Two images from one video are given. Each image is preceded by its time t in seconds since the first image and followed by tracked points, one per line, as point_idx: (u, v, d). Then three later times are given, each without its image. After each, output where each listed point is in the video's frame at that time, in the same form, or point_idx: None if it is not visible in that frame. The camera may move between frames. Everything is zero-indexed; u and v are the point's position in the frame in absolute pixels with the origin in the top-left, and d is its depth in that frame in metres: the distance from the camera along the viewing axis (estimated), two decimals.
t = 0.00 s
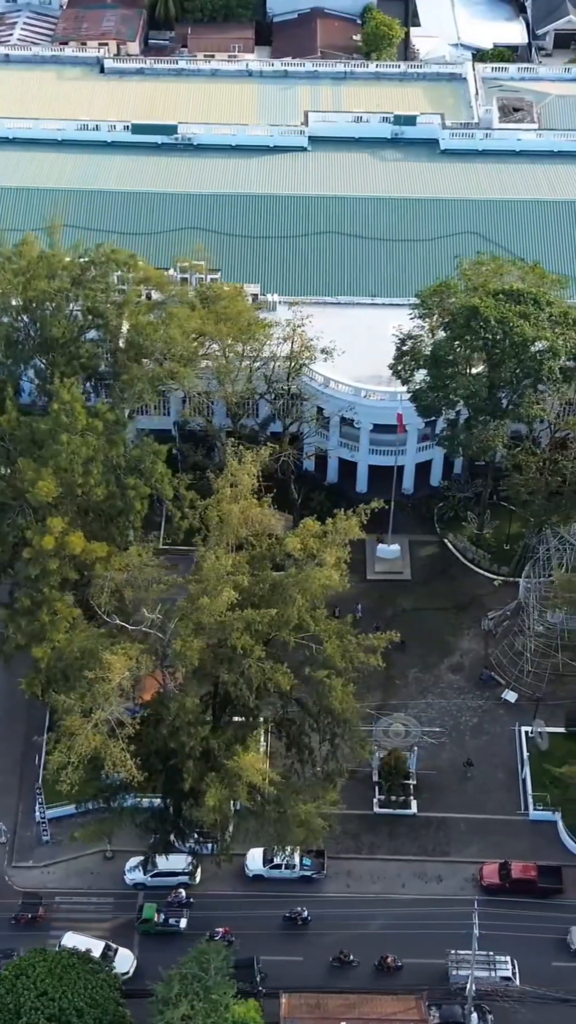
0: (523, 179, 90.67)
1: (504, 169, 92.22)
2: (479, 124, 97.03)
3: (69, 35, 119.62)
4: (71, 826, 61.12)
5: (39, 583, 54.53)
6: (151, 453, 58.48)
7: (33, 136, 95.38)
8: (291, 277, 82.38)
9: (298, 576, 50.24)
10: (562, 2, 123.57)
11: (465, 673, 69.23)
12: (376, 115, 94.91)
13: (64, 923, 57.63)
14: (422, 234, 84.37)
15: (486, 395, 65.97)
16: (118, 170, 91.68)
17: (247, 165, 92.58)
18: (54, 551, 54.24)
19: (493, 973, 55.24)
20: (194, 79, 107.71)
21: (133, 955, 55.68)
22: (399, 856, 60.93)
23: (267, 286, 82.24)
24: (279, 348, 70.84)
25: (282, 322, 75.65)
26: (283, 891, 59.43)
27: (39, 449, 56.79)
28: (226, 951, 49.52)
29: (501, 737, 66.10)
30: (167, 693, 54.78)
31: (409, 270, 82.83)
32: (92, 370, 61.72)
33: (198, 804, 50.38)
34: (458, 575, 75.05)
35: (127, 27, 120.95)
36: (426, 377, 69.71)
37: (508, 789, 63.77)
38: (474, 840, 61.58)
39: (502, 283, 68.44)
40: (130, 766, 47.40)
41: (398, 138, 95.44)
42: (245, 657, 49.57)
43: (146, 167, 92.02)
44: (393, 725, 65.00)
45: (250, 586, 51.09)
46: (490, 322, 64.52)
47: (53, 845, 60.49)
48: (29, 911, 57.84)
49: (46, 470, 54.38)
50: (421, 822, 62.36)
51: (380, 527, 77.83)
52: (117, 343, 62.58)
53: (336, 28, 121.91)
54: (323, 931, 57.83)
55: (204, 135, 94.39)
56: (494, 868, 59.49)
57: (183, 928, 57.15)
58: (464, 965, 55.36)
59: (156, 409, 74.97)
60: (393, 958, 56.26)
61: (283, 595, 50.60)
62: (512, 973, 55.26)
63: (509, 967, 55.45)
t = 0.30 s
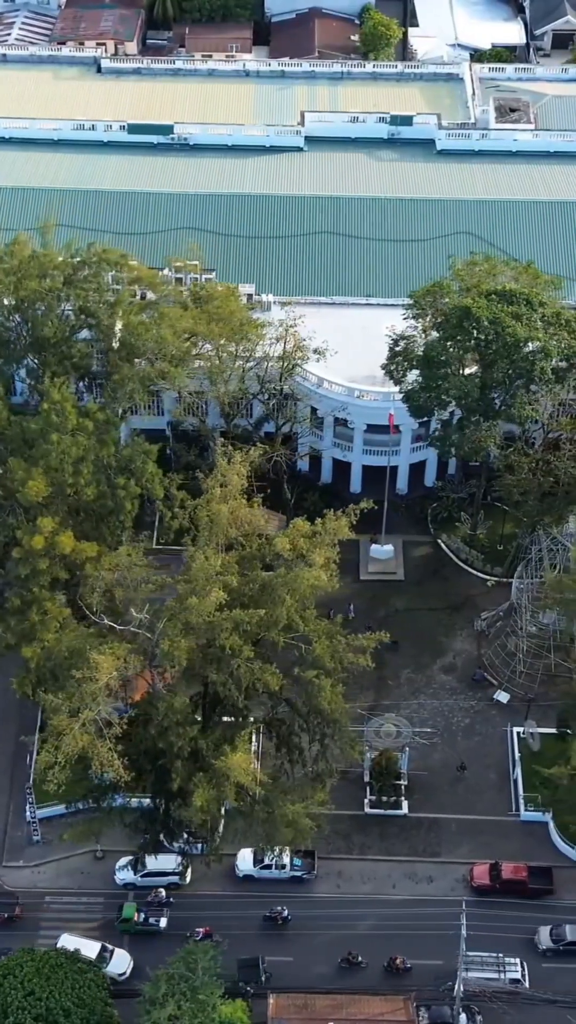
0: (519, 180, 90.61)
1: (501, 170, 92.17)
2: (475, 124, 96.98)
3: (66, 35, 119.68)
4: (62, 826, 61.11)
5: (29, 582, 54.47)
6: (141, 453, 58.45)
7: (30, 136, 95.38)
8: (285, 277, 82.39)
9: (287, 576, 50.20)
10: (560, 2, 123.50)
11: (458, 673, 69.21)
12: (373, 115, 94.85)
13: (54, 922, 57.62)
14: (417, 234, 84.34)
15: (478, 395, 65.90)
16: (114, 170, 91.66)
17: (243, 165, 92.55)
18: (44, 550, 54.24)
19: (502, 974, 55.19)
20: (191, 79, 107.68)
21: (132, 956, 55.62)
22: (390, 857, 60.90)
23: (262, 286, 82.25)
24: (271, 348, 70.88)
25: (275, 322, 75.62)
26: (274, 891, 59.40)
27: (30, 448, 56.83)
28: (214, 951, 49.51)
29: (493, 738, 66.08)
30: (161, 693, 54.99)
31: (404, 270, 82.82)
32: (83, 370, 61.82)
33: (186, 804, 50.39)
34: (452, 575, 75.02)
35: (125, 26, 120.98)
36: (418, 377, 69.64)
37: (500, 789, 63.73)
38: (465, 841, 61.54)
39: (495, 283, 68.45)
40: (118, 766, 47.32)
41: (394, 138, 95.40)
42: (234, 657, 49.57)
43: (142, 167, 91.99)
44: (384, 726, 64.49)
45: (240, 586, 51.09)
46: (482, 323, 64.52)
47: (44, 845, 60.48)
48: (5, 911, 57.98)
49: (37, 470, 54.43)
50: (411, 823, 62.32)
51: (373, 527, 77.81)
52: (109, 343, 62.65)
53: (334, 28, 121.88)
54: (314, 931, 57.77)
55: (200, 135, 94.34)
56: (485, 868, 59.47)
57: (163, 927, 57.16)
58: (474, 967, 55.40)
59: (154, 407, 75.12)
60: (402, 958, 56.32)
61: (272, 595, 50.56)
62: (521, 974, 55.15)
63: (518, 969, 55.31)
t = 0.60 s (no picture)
0: (521, 181, 90.50)
1: (502, 170, 92.06)
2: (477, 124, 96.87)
3: (71, 33, 119.80)
4: (57, 824, 61.16)
5: (22, 580, 54.37)
6: (136, 452, 58.43)
7: (32, 134, 95.49)
8: (285, 276, 82.33)
9: (279, 576, 50.15)
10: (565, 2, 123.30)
11: (454, 674, 69.12)
12: (375, 115, 94.78)
13: (46, 920, 57.66)
14: (418, 234, 84.27)
15: (475, 395, 65.74)
16: (115, 168, 91.72)
17: (244, 165, 92.53)
18: (38, 548, 54.26)
19: (514, 977, 55.45)
20: (194, 78, 107.68)
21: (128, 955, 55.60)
22: (383, 857, 60.85)
23: (262, 285, 82.20)
24: (268, 348, 70.87)
25: (272, 321, 75.58)
26: (267, 891, 59.37)
27: (25, 446, 56.92)
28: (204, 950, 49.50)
29: (488, 739, 66.00)
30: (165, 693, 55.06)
31: (404, 270, 82.75)
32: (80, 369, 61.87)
33: (177, 803, 50.37)
34: (449, 576, 74.95)
35: (128, 25, 121.09)
36: (415, 378, 69.53)
37: (494, 791, 63.62)
38: (459, 842, 61.45)
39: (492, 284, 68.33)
40: (108, 765, 47.29)
41: (396, 138, 95.33)
42: (226, 657, 49.57)
43: (143, 166, 92.03)
44: (378, 726, 64.40)
45: (233, 585, 51.06)
46: (479, 323, 64.47)
47: (38, 843, 60.55)
48: None
49: (31, 468, 54.58)
50: (405, 824, 62.26)
51: (371, 527, 77.78)
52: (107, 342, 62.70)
53: (338, 28, 121.83)
54: (306, 931, 57.77)
55: (202, 135, 94.36)
56: (478, 870, 59.36)
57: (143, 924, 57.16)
58: (486, 969, 55.90)
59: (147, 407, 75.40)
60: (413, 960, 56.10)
61: (265, 595, 50.48)
62: (533, 975, 55.27)
63: (530, 971, 55.49)
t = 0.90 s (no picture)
0: (525, 181, 90.37)
1: (506, 171, 91.92)
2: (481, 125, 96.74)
3: (77, 32, 119.92)
4: (52, 822, 61.21)
5: (17, 578, 54.35)
6: (132, 451, 58.51)
7: (36, 133, 95.64)
8: (287, 276, 82.28)
9: (273, 576, 50.10)
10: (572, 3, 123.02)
11: (451, 676, 69.01)
12: (379, 115, 94.72)
13: (39, 918, 57.71)
14: (420, 234, 84.17)
15: (473, 396, 65.65)
16: (119, 167, 91.81)
17: (248, 164, 92.55)
18: (33, 546, 54.27)
19: (527, 980, 55.14)
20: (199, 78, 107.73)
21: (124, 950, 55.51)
22: (377, 857, 60.78)
23: (264, 285, 82.18)
24: (267, 347, 70.85)
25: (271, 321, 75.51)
26: (260, 891, 59.34)
27: (21, 444, 56.99)
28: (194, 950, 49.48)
29: (484, 741, 65.89)
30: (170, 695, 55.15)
31: (406, 271, 82.66)
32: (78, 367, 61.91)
33: (168, 802, 50.33)
34: (448, 577, 74.83)
35: (135, 25, 121.20)
36: (414, 378, 69.46)
37: (490, 793, 63.49)
38: (453, 844, 61.34)
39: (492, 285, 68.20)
40: (99, 764, 47.29)
41: (400, 138, 95.23)
42: (219, 657, 49.56)
43: (147, 165, 92.09)
44: (374, 727, 64.30)
45: (227, 584, 51.01)
46: (477, 323, 64.40)
47: (33, 841, 60.60)
48: None
49: (27, 465, 54.69)
50: (400, 825, 62.18)
51: (370, 528, 77.69)
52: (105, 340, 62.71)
53: (344, 28, 121.74)
54: (299, 932, 57.72)
55: (206, 134, 94.37)
56: (472, 872, 59.24)
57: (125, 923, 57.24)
58: (498, 972, 55.67)
59: (146, 407, 76.12)
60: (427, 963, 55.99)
61: (257, 594, 50.42)
62: (547, 978, 55.01)
63: (543, 974, 55.24)
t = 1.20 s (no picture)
0: (527, 182, 90.22)
1: (509, 172, 91.82)
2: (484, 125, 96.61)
3: (83, 30, 119.99)
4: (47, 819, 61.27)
5: (11, 576, 54.33)
6: (127, 449, 58.63)
7: (39, 131, 95.84)
8: (287, 276, 82.30)
9: (265, 575, 50.11)
10: None
11: (447, 677, 68.91)
12: (383, 115, 94.62)
13: (31, 916, 57.76)
14: (421, 235, 84.11)
15: (469, 398, 65.63)
16: (121, 166, 91.92)
17: (251, 164, 92.56)
18: (27, 544, 54.26)
19: (538, 984, 54.61)
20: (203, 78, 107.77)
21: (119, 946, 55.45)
22: (370, 858, 60.70)
23: (264, 285, 82.22)
24: (264, 347, 70.88)
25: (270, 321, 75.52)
26: (253, 891, 59.31)
27: (16, 442, 57.09)
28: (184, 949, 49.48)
29: (479, 742, 65.79)
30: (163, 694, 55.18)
31: (408, 271, 82.60)
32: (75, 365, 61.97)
33: (159, 801, 50.30)
34: (445, 578, 74.76)
35: (140, 24, 121.27)
36: (411, 379, 69.45)
37: (484, 794, 63.41)
38: (447, 845, 61.24)
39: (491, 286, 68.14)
40: (88, 762, 47.31)
41: (403, 138, 95.13)
42: (211, 657, 49.59)
43: (149, 164, 92.15)
44: (368, 729, 64.22)
45: (220, 583, 51.03)
46: (474, 323, 64.41)
47: (28, 839, 60.65)
48: None
49: (21, 463, 54.76)
50: (394, 826, 62.12)
51: (368, 528, 77.65)
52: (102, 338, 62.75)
53: (350, 28, 121.67)
54: (290, 933, 57.69)
55: (209, 134, 94.36)
56: (464, 874, 59.12)
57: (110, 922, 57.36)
58: (510, 975, 55.10)
59: (142, 407, 76.50)
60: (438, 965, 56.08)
61: (249, 594, 50.40)
62: (558, 983, 54.53)
63: (555, 978, 54.81)
